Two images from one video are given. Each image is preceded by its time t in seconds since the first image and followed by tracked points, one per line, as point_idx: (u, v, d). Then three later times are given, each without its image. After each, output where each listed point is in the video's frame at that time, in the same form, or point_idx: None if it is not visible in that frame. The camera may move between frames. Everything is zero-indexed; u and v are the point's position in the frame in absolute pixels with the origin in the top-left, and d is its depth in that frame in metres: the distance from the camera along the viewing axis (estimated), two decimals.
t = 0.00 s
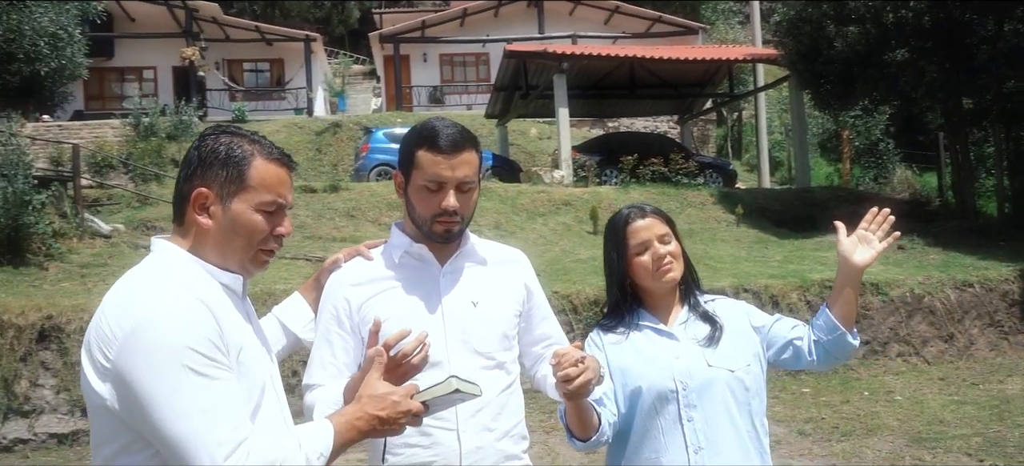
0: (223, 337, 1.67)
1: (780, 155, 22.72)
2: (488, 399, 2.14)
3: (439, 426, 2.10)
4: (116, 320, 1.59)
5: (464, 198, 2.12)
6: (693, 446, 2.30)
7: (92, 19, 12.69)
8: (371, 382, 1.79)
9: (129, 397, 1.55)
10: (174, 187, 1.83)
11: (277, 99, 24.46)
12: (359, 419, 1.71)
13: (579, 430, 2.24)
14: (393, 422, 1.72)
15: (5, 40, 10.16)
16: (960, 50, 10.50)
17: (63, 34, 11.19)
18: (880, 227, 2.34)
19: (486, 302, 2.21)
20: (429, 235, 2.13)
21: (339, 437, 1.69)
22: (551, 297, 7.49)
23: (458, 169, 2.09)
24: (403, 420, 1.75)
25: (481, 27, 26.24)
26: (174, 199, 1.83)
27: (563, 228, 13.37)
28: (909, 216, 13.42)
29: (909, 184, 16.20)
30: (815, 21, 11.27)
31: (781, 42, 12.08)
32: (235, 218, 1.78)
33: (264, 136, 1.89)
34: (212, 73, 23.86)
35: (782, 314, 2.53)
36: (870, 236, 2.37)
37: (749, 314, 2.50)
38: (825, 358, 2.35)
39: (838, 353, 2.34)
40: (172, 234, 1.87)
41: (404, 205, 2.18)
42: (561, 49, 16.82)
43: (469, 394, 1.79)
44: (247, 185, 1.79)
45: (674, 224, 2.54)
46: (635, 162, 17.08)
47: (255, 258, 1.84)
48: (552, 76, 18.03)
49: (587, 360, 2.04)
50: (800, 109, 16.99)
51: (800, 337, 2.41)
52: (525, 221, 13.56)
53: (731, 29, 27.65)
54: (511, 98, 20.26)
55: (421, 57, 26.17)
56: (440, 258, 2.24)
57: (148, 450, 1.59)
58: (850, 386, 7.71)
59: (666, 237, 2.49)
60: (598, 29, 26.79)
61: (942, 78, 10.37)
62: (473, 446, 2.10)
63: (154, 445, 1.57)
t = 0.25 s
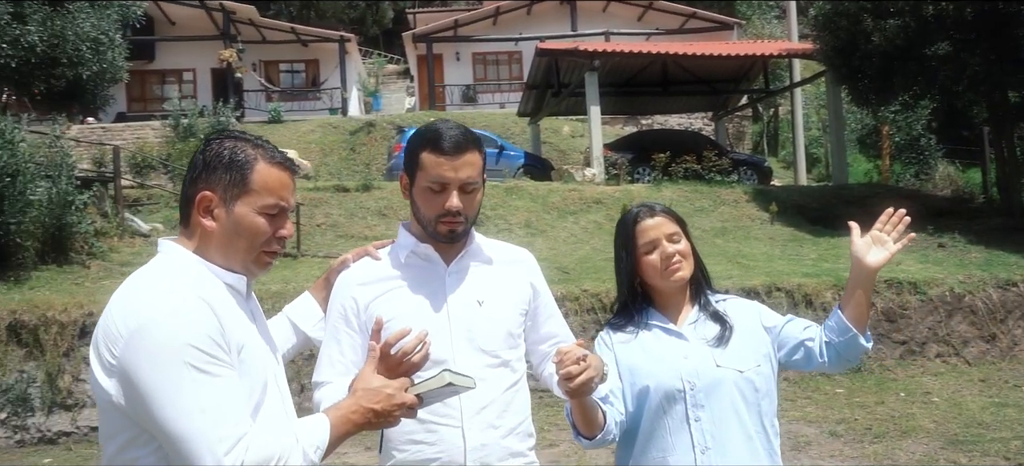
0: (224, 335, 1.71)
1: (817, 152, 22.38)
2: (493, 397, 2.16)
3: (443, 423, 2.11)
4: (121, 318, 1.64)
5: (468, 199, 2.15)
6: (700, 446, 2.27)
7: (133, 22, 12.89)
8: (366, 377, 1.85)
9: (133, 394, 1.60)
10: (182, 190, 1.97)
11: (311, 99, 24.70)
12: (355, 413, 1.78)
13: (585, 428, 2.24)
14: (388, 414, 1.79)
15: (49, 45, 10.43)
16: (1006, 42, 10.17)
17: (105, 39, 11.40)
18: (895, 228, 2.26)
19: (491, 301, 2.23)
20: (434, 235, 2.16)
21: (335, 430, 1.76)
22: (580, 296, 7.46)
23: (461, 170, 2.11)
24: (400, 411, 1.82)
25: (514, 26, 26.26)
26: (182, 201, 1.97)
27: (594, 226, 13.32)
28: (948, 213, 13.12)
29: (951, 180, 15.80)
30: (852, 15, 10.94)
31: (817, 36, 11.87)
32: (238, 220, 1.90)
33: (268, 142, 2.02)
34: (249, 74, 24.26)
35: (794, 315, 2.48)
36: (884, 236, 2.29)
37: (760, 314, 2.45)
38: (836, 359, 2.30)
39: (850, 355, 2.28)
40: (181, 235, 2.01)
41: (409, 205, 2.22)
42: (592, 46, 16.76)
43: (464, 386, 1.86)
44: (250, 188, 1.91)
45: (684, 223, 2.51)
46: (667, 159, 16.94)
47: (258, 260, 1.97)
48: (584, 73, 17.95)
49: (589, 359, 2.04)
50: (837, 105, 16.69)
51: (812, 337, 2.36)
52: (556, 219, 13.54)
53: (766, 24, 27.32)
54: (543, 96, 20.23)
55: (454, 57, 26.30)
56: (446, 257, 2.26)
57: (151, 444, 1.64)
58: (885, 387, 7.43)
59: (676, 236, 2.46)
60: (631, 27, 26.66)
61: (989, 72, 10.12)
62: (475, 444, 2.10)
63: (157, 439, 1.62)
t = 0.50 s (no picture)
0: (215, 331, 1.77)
1: (846, 148, 22.07)
2: (490, 393, 2.16)
3: (440, 419, 2.12)
4: (117, 315, 1.71)
5: (464, 198, 2.18)
6: (700, 445, 2.25)
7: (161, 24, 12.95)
8: (358, 371, 1.89)
9: (126, 388, 1.66)
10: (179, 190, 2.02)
11: (337, 98, 25.03)
12: (346, 406, 1.81)
13: (584, 426, 2.23)
14: (378, 407, 1.81)
15: (78, 47, 10.64)
16: None
17: (134, 40, 11.31)
18: (899, 226, 2.20)
19: (490, 299, 2.24)
20: (431, 234, 2.19)
21: (324, 424, 1.79)
22: (601, 294, 7.43)
23: (458, 169, 2.14)
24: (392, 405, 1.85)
25: (538, 23, 26.20)
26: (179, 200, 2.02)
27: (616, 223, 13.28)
28: (979, 210, 12.86)
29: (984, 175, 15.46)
30: (880, 7, 10.72)
31: (844, 31, 11.63)
32: (232, 219, 1.95)
33: (263, 143, 2.07)
34: (275, 74, 24.55)
35: (799, 313, 2.43)
36: (889, 234, 2.23)
37: (764, 312, 2.41)
38: (840, 359, 2.25)
39: (854, 355, 2.23)
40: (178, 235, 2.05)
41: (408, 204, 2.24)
42: (615, 43, 16.64)
43: (455, 384, 1.90)
44: (244, 188, 1.95)
45: (689, 221, 2.47)
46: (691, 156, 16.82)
47: (254, 258, 2.01)
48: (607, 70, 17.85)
49: (585, 355, 2.05)
50: (865, 100, 16.41)
51: (815, 337, 2.31)
52: (579, 217, 13.48)
53: (793, 19, 26.97)
54: (566, 93, 20.18)
55: (478, 54, 26.34)
56: (445, 255, 2.28)
57: (148, 438, 1.70)
58: (912, 387, 7.27)
59: (679, 233, 2.42)
60: (655, 22, 26.26)
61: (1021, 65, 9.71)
62: (472, 441, 2.11)
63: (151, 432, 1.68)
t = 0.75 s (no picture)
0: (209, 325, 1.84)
1: (878, 143, 21.68)
2: (486, 389, 2.18)
3: (435, 414, 2.15)
4: (116, 308, 1.79)
5: (461, 196, 2.23)
6: (699, 442, 2.21)
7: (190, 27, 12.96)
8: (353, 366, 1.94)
9: (124, 378, 1.75)
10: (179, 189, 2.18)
11: (364, 97, 25.25)
12: (336, 399, 1.86)
13: (582, 422, 2.22)
14: (368, 402, 1.86)
15: (109, 50, 10.85)
16: None
17: (164, 42, 11.35)
18: (901, 223, 2.16)
19: (487, 296, 2.27)
20: (427, 231, 2.23)
21: (312, 415, 1.84)
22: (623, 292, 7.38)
23: (452, 166, 2.19)
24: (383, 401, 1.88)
25: (564, 20, 26.12)
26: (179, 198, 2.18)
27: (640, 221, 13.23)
28: (1015, 207, 12.53)
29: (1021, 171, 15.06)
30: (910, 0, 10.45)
31: (874, 24, 11.32)
32: (228, 214, 2.09)
33: (258, 143, 2.21)
34: (303, 74, 24.82)
35: (801, 310, 2.39)
36: (891, 230, 2.19)
37: (766, 309, 2.37)
38: (841, 357, 2.20)
39: (855, 353, 2.18)
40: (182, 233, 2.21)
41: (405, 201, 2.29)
42: (640, 39, 16.51)
43: (450, 387, 1.90)
44: (238, 185, 2.09)
45: (690, 217, 2.42)
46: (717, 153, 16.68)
47: (251, 252, 2.14)
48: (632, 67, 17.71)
49: (578, 352, 2.07)
50: (897, 94, 16.07)
51: (816, 334, 2.26)
52: (602, 215, 13.44)
53: (824, 13, 26.56)
54: (592, 90, 20.11)
55: (504, 52, 26.35)
56: (442, 252, 2.31)
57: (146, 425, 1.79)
58: (941, 387, 7.07)
59: (680, 230, 2.36)
60: (682, 18, 26.06)
61: None
62: (467, 435, 2.13)
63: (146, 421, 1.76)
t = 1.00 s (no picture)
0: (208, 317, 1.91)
1: (910, 139, 21.29)
2: (481, 385, 2.19)
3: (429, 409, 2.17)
4: (120, 298, 1.87)
5: (455, 192, 2.26)
6: (696, 440, 2.17)
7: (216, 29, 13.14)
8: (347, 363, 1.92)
9: (123, 366, 1.82)
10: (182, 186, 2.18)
11: (390, 96, 25.32)
12: (326, 395, 1.84)
13: (579, 419, 2.20)
14: (361, 399, 1.83)
15: (138, 52, 11.01)
16: None
17: (190, 44, 11.54)
18: (902, 219, 2.08)
19: (483, 292, 2.28)
20: (423, 228, 2.27)
21: (301, 408, 1.83)
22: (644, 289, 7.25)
23: (447, 164, 2.23)
24: (376, 401, 1.86)
25: (589, 18, 26.05)
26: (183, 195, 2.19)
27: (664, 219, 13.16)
28: None
29: None
30: None
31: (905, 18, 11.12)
32: (228, 210, 2.09)
33: (258, 140, 2.21)
34: (330, 74, 25.08)
35: (803, 307, 2.31)
36: (891, 226, 2.11)
37: (767, 306, 2.30)
38: (841, 354, 2.13)
39: (856, 350, 2.11)
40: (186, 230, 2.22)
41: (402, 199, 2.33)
42: (664, 35, 16.39)
43: (446, 400, 1.89)
44: (237, 181, 2.09)
45: (690, 215, 2.37)
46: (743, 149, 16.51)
47: (252, 247, 2.14)
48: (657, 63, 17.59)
49: (571, 349, 2.06)
50: (929, 88, 15.75)
51: (816, 331, 2.19)
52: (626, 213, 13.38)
53: (854, 7, 26.14)
54: (617, 87, 20.03)
55: (529, 50, 26.35)
56: (439, 249, 2.34)
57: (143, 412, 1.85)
58: (970, 387, 6.91)
59: (679, 226, 2.31)
60: (709, 14, 25.84)
61: None
62: (461, 430, 2.15)
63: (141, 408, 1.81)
